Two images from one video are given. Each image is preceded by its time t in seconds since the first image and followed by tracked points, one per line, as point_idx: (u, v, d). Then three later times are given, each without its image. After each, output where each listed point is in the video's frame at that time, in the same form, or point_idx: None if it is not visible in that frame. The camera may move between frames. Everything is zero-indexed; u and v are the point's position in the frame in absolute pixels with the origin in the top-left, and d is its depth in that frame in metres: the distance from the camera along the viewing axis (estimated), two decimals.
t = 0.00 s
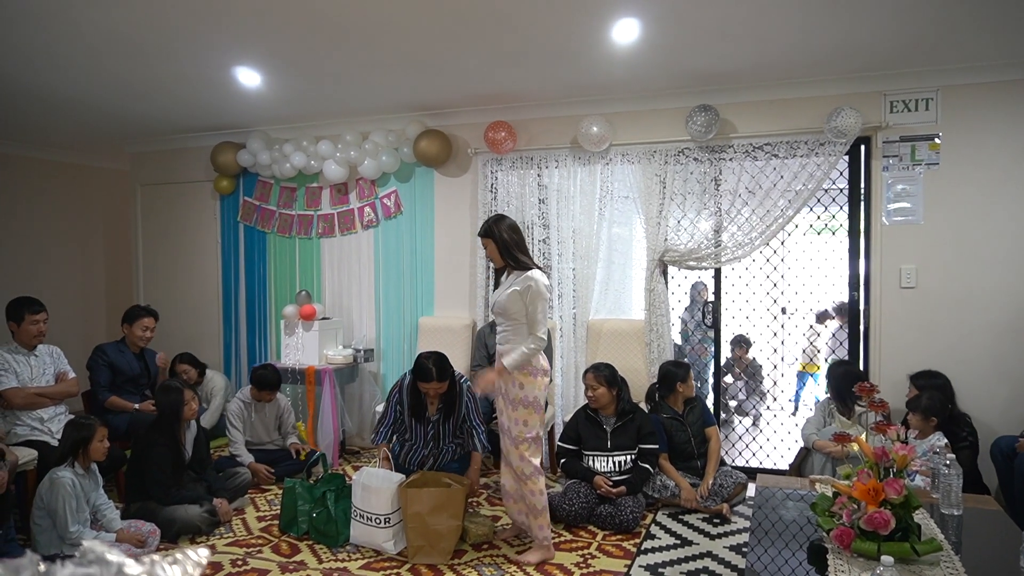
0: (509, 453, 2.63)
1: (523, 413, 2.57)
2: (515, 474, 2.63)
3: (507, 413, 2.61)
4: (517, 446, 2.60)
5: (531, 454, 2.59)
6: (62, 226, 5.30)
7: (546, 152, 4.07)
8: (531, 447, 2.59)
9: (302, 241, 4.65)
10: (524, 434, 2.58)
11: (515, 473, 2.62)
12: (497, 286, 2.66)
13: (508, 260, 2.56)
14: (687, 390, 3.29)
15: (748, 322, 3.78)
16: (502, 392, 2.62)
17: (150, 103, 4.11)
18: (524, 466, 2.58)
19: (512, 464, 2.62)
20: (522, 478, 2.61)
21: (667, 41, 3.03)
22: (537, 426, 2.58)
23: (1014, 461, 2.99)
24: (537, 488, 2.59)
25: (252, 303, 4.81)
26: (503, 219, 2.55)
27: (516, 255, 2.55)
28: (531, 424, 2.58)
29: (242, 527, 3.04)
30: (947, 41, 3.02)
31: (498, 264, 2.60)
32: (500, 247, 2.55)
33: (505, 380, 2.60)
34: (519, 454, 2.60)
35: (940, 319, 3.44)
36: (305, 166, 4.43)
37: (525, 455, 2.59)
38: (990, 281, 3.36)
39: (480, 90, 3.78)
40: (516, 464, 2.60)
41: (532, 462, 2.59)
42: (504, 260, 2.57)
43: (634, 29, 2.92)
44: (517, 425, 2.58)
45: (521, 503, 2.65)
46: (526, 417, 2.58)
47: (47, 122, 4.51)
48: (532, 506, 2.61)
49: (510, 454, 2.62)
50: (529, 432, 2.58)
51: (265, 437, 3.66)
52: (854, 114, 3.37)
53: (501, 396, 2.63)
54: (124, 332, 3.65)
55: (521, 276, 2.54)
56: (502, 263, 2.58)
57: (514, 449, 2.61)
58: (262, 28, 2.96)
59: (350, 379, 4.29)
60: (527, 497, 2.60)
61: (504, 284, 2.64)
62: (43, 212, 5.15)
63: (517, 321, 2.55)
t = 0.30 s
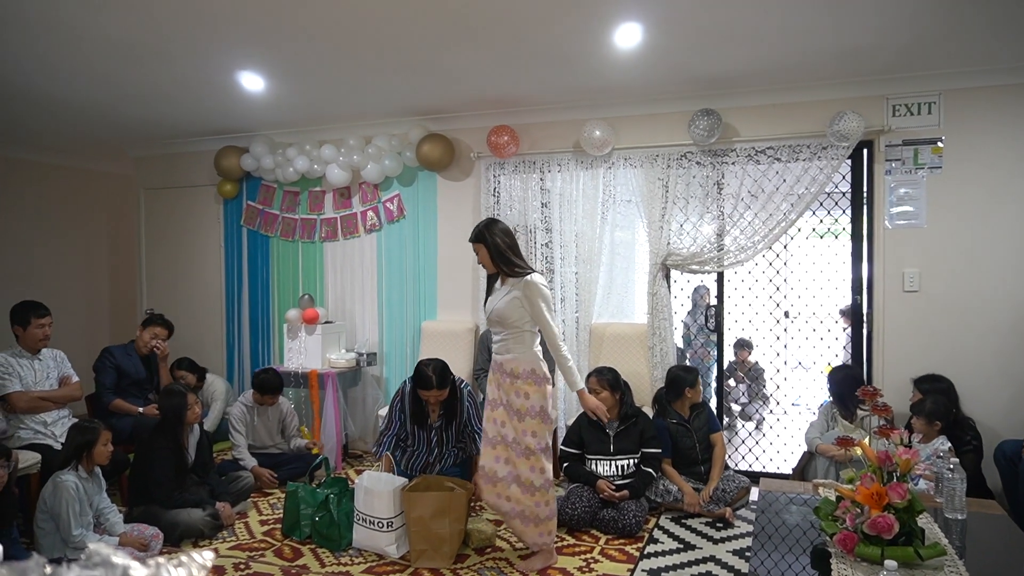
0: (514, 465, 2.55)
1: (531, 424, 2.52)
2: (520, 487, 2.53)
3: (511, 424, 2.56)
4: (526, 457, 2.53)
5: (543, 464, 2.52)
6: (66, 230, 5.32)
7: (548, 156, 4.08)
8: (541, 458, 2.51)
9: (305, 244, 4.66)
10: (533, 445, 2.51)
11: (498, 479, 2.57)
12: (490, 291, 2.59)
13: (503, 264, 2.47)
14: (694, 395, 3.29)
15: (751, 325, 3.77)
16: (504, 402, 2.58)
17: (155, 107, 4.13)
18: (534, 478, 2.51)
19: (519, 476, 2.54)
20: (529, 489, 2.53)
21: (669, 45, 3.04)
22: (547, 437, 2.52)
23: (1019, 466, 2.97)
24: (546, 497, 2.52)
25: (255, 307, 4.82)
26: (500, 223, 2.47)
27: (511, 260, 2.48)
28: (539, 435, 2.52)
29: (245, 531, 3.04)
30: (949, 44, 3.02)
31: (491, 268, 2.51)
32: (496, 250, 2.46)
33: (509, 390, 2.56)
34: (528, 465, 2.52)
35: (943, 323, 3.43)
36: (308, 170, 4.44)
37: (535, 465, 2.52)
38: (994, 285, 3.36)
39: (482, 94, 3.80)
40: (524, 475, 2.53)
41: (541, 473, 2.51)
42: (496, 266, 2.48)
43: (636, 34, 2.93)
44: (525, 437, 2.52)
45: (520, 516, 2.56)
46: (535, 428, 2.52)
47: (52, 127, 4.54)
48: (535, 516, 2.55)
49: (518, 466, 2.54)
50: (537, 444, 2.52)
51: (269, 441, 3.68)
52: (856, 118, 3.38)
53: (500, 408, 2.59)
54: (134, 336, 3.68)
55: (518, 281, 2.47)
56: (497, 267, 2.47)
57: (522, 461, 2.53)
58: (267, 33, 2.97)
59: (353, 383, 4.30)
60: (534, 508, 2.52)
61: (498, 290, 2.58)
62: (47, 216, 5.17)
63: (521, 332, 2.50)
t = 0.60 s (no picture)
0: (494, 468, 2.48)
1: (505, 432, 2.45)
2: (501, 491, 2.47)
3: (485, 431, 2.49)
4: (505, 463, 2.46)
5: (522, 471, 2.46)
6: (69, 233, 5.33)
7: (550, 158, 4.09)
8: (518, 465, 2.45)
9: (307, 246, 4.66)
10: (509, 453, 2.45)
11: (481, 484, 2.49)
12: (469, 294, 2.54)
13: (477, 268, 2.39)
14: (706, 398, 3.27)
15: (753, 327, 3.77)
16: (477, 409, 2.49)
17: (157, 110, 4.14)
18: (514, 482, 2.46)
19: (500, 480, 2.48)
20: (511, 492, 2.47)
21: (670, 47, 3.04)
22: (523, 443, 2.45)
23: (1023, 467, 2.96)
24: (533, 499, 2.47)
25: (257, 309, 4.82)
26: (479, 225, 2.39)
27: (486, 264, 2.40)
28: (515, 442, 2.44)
29: (247, 533, 3.04)
30: (951, 45, 3.02)
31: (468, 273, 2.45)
32: (472, 253, 2.38)
33: (483, 398, 2.47)
34: (508, 471, 2.46)
35: (946, 324, 3.43)
36: (310, 173, 4.45)
37: (514, 472, 2.45)
38: (997, 286, 3.35)
39: (484, 96, 3.80)
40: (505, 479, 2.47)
41: (520, 479, 2.46)
42: (472, 271, 2.41)
43: (637, 35, 2.93)
44: (501, 445, 2.45)
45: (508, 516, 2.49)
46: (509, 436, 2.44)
47: (55, 130, 4.55)
48: (521, 515, 2.48)
49: (498, 470, 2.47)
50: (513, 452, 2.45)
51: (271, 443, 3.68)
52: (858, 119, 3.37)
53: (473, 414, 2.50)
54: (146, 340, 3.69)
55: (493, 287, 2.39)
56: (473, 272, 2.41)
57: (502, 467, 2.46)
58: (269, 36, 2.98)
59: (355, 385, 4.30)
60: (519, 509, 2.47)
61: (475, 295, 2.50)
62: (50, 219, 5.18)
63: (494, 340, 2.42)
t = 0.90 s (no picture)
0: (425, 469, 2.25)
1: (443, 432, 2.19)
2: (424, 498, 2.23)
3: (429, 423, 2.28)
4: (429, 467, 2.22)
5: (446, 480, 2.21)
6: (71, 232, 5.34)
7: (552, 158, 4.08)
8: (445, 470, 2.21)
9: (309, 246, 4.67)
10: (437, 456, 2.20)
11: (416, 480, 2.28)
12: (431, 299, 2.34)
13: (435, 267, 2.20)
14: (722, 400, 3.24)
15: (754, 328, 3.77)
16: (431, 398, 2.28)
17: (158, 109, 4.14)
18: (437, 490, 2.21)
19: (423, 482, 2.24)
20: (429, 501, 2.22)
21: (672, 47, 3.04)
22: (457, 450, 2.20)
23: None
24: (453, 516, 2.22)
25: (259, 308, 4.82)
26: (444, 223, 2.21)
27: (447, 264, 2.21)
28: (449, 446, 2.20)
29: (248, 532, 3.04)
30: (952, 47, 3.01)
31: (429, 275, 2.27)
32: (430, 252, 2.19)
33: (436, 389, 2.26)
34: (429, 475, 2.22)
35: (947, 325, 3.42)
36: (312, 172, 4.45)
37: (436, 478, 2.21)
38: (998, 288, 3.35)
39: (486, 96, 3.80)
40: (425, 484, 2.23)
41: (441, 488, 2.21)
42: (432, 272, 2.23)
43: (639, 36, 2.93)
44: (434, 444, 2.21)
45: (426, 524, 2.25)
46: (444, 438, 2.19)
47: (56, 128, 4.55)
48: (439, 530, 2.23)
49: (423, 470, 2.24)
50: (444, 455, 2.20)
51: (272, 443, 3.67)
52: (860, 120, 3.37)
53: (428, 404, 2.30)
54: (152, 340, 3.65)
55: (450, 287, 2.19)
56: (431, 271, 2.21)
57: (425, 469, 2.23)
58: (271, 36, 2.98)
59: (356, 385, 4.31)
60: (439, 524, 2.22)
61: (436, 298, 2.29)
62: (52, 218, 5.19)
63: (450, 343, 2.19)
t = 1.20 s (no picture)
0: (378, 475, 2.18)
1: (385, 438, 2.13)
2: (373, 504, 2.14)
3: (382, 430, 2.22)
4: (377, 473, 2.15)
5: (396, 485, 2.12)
6: (73, 230, 5.35)
7: (554, 160, 4.09)
8: (394, 476, 2.12)
9: (310, 246, 4.67)
10: (383, 461, 2.12)
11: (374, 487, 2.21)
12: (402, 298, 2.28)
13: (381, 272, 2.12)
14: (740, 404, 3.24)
15: (755, 331, 3.77)
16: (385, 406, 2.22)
17: (160, 108, 4.14)
18: (386, 496, 2.12)
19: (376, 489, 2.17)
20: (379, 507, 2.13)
21: (674, 49, 3.04)
22: (399, 455, 2.12)
23: None
24: (405, 522, 2.12)
25: (260, 308, 4.83)
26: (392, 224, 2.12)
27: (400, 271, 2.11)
28: (392, 452, 2.13)
29: (248, 532, 3.04)
30: (954, 51, 3.02)
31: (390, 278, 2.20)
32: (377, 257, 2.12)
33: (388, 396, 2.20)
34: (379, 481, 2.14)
35: (948, 329, 3.42)
36: (313, 172, 4.46)
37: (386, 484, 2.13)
38: (999, 292, 3.35)
39: (488, 98, 3.80)
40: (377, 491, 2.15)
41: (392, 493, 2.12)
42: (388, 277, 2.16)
43: (641, 38, 2.94)
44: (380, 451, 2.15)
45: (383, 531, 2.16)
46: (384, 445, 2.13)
47: (59, 127, 4.56)
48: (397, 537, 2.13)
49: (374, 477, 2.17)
50: (388, 460, 2.12)
51: (271, 443, 3.68)
52: (862, 124, 3.36)
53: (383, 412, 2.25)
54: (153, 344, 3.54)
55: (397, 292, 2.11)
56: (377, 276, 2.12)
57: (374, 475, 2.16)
58: (275, 36, 2.99)
59: (356, 385, 4.31)
60: (388, 530, 2.12)
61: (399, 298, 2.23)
62: (54, 216, 5.20)
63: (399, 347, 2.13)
